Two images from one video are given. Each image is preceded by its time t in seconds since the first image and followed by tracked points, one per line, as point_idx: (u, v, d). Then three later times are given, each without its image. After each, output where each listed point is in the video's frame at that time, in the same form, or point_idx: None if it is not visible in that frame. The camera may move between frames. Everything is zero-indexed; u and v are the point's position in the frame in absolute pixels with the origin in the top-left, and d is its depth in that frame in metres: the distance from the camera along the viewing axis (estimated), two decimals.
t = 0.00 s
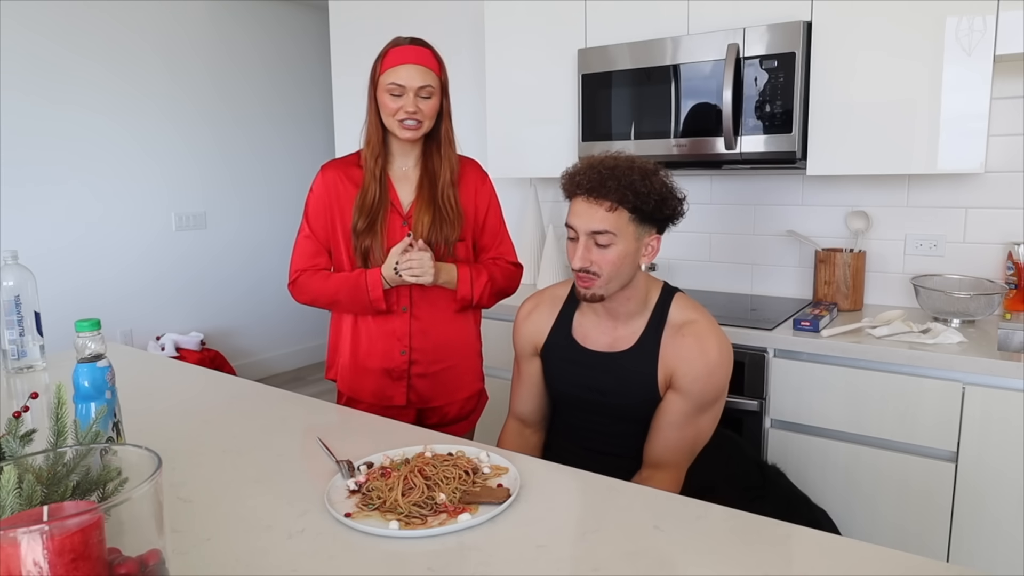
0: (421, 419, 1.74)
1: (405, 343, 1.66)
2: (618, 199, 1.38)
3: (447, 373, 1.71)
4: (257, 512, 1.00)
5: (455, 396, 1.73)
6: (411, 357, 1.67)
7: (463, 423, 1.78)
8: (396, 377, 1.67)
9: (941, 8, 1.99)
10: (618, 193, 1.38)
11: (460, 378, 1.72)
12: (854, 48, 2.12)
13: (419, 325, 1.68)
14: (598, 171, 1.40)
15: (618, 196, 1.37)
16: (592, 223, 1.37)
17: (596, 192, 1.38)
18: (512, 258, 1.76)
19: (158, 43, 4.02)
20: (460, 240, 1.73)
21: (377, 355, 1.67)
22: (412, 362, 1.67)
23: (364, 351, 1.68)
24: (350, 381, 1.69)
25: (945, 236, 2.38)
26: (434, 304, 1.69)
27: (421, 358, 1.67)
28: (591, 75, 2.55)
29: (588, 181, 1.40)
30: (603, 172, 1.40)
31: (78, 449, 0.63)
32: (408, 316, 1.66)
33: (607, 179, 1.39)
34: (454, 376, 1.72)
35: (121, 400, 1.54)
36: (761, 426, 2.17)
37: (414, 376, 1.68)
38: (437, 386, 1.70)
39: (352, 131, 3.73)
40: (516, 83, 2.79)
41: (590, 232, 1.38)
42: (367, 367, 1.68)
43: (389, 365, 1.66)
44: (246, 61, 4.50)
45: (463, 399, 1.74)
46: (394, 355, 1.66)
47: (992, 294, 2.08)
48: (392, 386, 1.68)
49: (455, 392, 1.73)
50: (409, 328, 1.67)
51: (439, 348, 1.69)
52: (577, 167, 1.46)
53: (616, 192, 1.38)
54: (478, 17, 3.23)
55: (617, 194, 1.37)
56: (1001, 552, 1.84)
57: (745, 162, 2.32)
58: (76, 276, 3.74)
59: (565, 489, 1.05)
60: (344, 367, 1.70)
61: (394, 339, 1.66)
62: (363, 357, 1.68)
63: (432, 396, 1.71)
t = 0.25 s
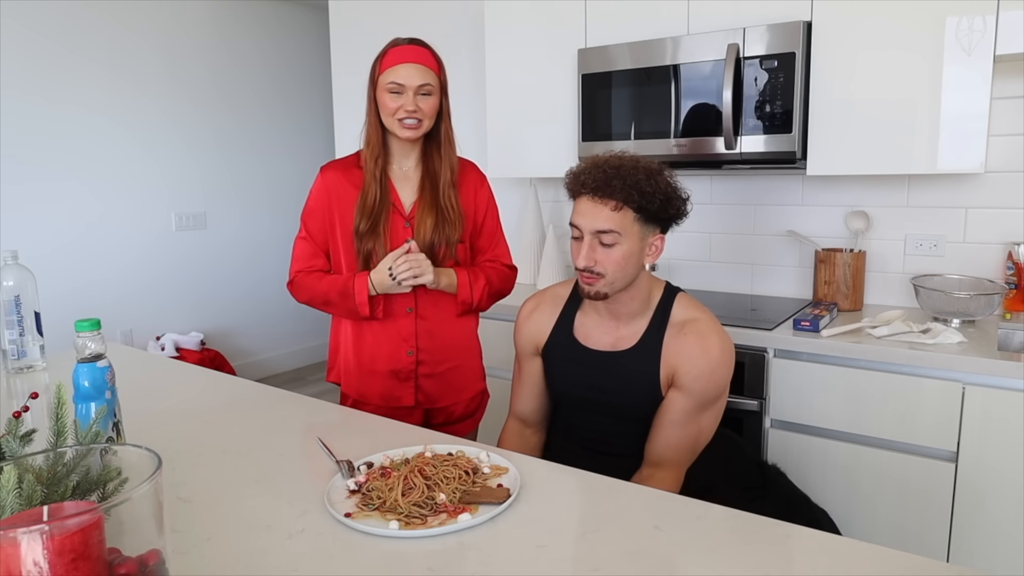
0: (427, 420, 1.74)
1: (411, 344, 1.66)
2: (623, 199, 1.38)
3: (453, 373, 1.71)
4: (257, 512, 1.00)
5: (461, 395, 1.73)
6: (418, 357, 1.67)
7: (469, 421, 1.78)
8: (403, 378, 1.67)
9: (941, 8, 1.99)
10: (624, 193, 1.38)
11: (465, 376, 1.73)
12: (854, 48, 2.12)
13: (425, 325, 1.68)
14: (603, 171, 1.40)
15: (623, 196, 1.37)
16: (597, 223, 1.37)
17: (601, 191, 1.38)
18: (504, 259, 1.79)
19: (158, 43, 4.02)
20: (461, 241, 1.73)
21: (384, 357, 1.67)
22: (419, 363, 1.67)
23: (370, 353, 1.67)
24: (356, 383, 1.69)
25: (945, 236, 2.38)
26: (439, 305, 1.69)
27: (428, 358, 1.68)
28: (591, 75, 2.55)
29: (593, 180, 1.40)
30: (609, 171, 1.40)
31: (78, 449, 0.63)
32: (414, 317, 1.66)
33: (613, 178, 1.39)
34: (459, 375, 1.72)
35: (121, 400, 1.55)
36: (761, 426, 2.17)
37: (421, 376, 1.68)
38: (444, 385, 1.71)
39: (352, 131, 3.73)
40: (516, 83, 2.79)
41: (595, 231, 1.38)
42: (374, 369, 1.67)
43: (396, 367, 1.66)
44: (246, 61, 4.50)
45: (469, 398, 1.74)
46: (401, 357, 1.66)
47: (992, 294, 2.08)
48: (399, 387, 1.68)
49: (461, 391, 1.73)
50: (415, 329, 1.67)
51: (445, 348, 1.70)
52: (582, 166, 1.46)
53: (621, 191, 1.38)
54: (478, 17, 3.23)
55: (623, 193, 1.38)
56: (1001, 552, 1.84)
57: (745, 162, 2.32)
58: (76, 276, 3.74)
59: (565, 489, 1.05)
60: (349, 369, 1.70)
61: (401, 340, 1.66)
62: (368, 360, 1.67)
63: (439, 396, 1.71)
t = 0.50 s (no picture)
0: (430, 419, 1.74)
1: (415, 343, 1.67)
2: (627, 198, 1.38)
3: (456, 372, 1.72)
4: (256, 512, 1.00)
5: (463, 394, 1.73)
6: (421, 356, 1.67)
7: (470, 420, 1.78)
8: (407, 377, 1.67)
9: (941, 8, 1.99)
10: (628, 192, 1.38)
11: (468, 375, 1.74)
12: (854, 48, 2.12)
13: (428, 324, 1.68)
14: (606, 169, 1.40)
15: (627, 194, 1.37)
16: (601, 220, 1.37)
17: (605, 189, 1.38)
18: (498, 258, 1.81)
19: (158, 43, 4.02)
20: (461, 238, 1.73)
21: (388, 357, 1.66)
22: (423, 362, 1.68)
23: (373, 354, 1.67)
24: (359, 384, 1.68)
25: (945, 236, 2.38)
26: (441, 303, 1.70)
27: (431, 357, 1.68)
28: (591, 75, 2.55)
29: (597, 179, 1.40)
30: (613, 169, 1.40)
31: (77, 449, 0.63)
32: (416, 316, 1.67)
33: (617, 176, 1.38)
34: (462, 374, 1.73)
35: (121, 400, 1.54)
36: (761, 426, 2.17)
37: (424, 375, 1.69)
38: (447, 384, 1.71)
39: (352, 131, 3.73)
40: (516, 83, 2.79)
41: (598, 229, 1.38)
42: (378, 369, 1.67)
43: (400, 366, 1.66)
44: (246, 61, 4.50)
45: (471, 397, 1.75)
46: (405, 356, 1.66)
47: (992, 294, 2.08)
48: (404, 386, 1.68)
49: (463, 390, 1.74)
50: (418, 328, 1.67)
51: (448, 347, 1.70)
52: (585, 164, 1.46)
53: (626, 189, 1.37)
54: (478, 17, 3.23)
55: (626, 192, 1.37)
56: (1001, 552, 1.84)
57: (745, 162, 2.32)
58: (76, 276, 3.74)
59: (565, 489, 1.05)
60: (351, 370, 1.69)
61: (404, 340, 1.66)
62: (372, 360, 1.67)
63: (442, 395, 1.71)
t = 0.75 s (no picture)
0: (428, 419, 1.75)
1: (412, 342, 1.67)
2: (625, 200, 1.38)
3: (454, 372, 1.72)
4: (256, 512, 1.00)
5: (462, 395, 1.73)
6: (419, 356, 1.68)
7: (470, 422, 1.78)
8: (405, 377, 1.67)
9: (941, 8, 1.99)
10: (627, 194, 1.38)
11: (467, 376, 1.73)
12: (854, 48, 2.12)
13: (425, 323, 1.68)
14: (604, 171, 1.40)
15: (625, 196, 1.37)
16: (600, 223, 1.37)
17: (603, 192, 1.38)
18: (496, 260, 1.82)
19: (158, 43, 4.02)
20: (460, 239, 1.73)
21: (385, 356, 1.67)
22: (420, 361, 1.68)
23: (371, 354, 1.67)
24: (357, 385, 1.68)
25: (945, 236, 2.38)
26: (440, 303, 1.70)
27: (429, 356, 1.68)
28: (591, 75, 2.55)
29: (595, 181, 1.40)
30: (610, 172, 1.40)
31: (78, 449, 0.63)
32: (413, 314, 1.67)
33: (615, 179, 1.39)
34: (461, 375, 1.73)
35: (122, 400, 1.54)
36: (761, 426, 2.17)
37: (422, 374, 1.69)
38: (446, 385, 1.71)
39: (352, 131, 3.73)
40: (516, 82, 2.79)
41: (597, 232, 1.38)
42: (376, 368, 1.67)
43: (398, 366, 1.66)
44: (246, 61, 4.50)
45: (471, 398, 1.74)
46: (403, 355, 1.66)
47: (992, 294, 2.08)
48: (401, 386, 1.68)
49: (463, 391, 1.73)
50: (416, 327, 1.67)
51: (446, 346, 1.70)
52: (582, 167, 1.46)
53: (624, 191, 1.38)
54: (478, 17, 3.23)
55: (625, 193, 1.37)
56: (1002, 552, 1.84)
57: (745, 162, 2.32)
58: (76, 276, 3.75)
59: (566, 489, 1.05)
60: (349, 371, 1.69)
61: (401, 339, 1.67)
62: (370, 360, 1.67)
63: (441, 395, 1.71)
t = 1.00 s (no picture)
0: (425, 421, 1.75)
1: (409, 345, 1.67)
2: (620, 199, 1.38)
3: (452, 376, 1.71)
4: (256, 512, 1.00)
5: (460, 399, 1.73)
6: (416, 359, 1.68)
7: (468, 425, 1.78)
8: (402, 379, 1.67)
9: (941, 8, 1.99)
10: (622, 194, 1.38)
11: (465, 379, 1.73)
12: (855, 48, 2.12)
13: (423, 326, 1.68)
14: (598, 173, 1.40)
15: (621, 196, 1.38)
16: (596, 224, 1.37)
17: (599, 193, 1.38)
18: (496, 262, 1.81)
19: (158, 43, 4.02)
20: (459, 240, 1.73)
21: (381, 359, 1.67)
22: (417, 364, 1.68)
23: (368, 356, 1.68)
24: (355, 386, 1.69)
25: (945, 236, 2.38)
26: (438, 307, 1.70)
27: (426, 359, 1.68)
28: (591, 75, 2.55)
29: (590, 182, 1.40)
30: (605, 172, 1.40)
31: (77, 449, 0.63)
32: (410, 317, 1.67)
33: (609, 179, 1.39)
34: (459, 378, 1.72)
35: (122, 400, 1.54)
36: (761, 426, 2.17)
37: (419, 377, 1.69)
38: (443, 388, 1.71)
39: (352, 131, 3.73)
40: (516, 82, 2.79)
41: (594, 233, 1.38)
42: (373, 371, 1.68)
43: (394, 369, 1.67)
44: (247, 61, 4.50)
45: (468, 402, 1.74)
46: (399, 358, 1.67)
47: (992, 294, 2.08)
48: (398, 389, 1.68)
49: (460, 395, 1.73)
50: (413, 330, 1.67)
51: (444, 350, 1.70)
52: (576, 168, 1.46)
53: (619, 190, 1.38)
54: (479, 17, 3.23)
55: (620, 194, 1.38)
56: (1002, 552, 1.84)
57: (745, 162, 2.32)
58: (77, 276, 3.75)
59: (566, 489, 1.05)
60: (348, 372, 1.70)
61: (398, 342, 1.67)
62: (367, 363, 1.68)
63: (437, 399, 1.71)
